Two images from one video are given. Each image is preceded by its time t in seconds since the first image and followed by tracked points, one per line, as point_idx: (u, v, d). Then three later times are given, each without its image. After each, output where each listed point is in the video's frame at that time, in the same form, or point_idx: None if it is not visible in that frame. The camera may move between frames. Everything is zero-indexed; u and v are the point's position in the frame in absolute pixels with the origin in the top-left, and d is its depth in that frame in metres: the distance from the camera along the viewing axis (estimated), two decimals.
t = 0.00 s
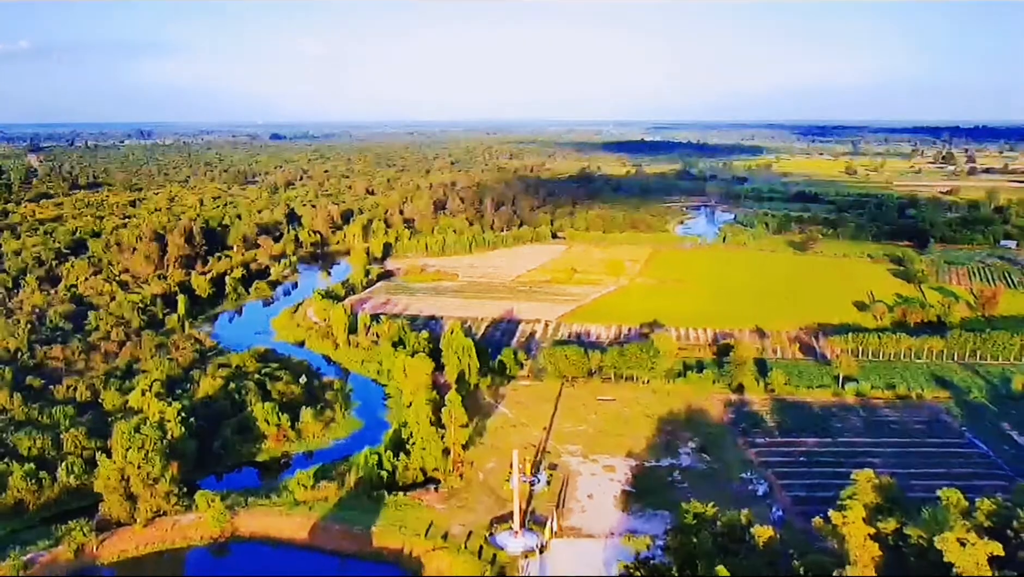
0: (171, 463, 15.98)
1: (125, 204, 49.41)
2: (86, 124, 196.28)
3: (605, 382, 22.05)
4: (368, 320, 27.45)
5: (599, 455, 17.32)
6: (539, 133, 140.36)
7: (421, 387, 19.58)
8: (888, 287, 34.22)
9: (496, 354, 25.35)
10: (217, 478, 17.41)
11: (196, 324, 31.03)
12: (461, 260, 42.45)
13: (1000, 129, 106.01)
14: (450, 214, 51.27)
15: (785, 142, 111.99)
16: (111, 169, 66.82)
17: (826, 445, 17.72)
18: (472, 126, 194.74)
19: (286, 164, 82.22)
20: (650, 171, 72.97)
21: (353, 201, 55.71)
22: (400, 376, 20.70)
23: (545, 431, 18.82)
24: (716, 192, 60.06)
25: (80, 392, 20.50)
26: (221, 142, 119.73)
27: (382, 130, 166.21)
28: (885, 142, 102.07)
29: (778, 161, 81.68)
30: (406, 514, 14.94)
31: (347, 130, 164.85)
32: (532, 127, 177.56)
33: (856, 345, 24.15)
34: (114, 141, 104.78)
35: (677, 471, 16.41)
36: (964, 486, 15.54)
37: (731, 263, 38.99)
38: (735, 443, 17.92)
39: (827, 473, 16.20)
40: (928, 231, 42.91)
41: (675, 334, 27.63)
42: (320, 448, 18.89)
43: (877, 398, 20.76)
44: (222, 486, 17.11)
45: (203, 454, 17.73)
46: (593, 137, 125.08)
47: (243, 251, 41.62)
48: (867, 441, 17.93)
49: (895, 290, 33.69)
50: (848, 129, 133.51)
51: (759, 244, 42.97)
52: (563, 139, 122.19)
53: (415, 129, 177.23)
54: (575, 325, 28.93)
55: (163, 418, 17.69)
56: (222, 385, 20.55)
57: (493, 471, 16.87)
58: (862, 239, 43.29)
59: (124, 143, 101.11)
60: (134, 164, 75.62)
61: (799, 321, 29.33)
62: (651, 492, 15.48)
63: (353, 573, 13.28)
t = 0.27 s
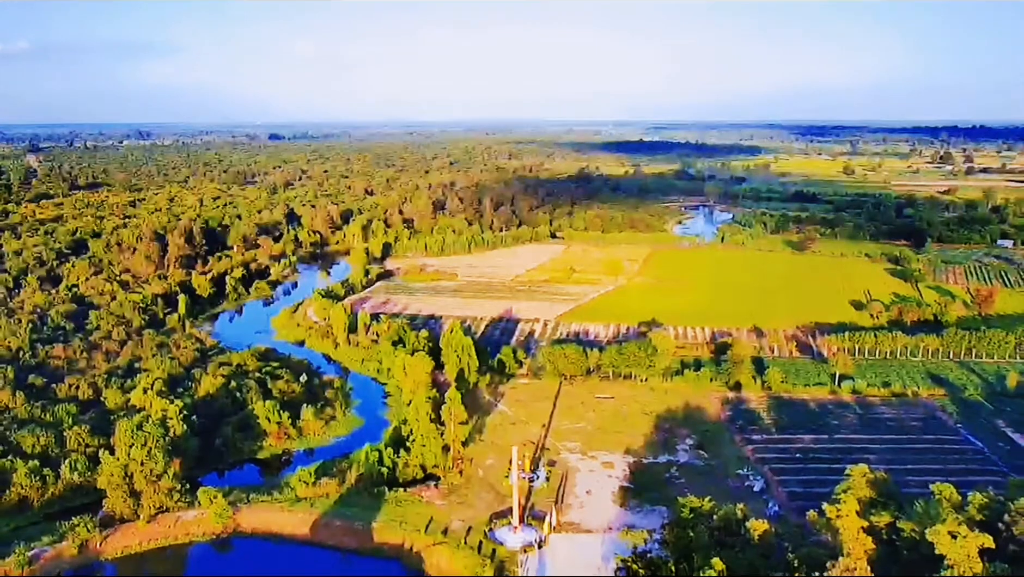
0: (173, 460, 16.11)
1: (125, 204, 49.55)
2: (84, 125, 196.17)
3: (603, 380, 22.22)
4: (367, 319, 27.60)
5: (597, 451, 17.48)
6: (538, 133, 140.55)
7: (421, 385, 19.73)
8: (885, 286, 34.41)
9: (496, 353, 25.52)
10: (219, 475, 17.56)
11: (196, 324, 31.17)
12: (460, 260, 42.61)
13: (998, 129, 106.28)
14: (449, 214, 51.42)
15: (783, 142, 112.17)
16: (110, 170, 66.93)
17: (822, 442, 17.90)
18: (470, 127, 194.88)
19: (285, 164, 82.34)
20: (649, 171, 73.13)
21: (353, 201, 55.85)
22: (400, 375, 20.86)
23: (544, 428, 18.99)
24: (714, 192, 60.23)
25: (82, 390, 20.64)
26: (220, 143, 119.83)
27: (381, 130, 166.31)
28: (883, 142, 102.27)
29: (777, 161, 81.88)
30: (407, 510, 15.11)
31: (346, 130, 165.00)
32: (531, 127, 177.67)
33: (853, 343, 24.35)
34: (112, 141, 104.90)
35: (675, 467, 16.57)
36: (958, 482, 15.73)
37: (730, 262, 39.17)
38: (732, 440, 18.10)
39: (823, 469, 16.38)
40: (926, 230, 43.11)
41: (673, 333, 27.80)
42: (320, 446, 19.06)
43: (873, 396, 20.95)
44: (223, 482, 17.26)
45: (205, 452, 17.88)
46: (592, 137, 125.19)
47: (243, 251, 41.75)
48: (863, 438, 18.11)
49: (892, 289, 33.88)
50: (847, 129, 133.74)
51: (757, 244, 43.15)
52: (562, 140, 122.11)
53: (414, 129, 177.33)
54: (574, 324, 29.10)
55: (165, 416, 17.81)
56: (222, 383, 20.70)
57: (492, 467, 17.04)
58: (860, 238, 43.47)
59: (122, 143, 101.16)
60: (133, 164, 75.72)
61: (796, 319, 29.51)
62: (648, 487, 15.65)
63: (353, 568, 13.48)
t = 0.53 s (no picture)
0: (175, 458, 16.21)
1: (125, 204, 49.66)
2: (83, 125, 196.10)
3: (602, 379, 22.34)
4: (367, 318, 27.71)
5: (596, 449, 17.61)
6: (537, 133, 140.68)
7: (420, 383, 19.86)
8: (883, 285, 34.54)
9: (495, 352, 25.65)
10: (220, 473, 17.68)
11: (197, 323, 31.29)
12: (460, 259, 42.74)
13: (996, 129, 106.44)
14: (448, 214, 51.54)
15: (782, 142, 112.29)
16: (110, 170, 67.02)
17: (820, 440, 18.04)
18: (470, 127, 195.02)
19: (285, 164, 82.45)
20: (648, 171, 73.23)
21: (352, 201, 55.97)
22: (400, 373, 20.98)
23: (543, 426, 19.11)
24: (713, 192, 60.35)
25: (84, 389, 20.76)
26: (219, 143, 120.02)
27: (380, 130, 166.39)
28: (882, 142, 102.41)
29: (776, 161, 82.00)
30: (407, 508, 15.23)
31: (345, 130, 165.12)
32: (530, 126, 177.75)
33: (851, 342, 24.51)
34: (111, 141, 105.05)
35: (673, 465, 16.70)
36: (953, 479, 15.88)
37: (729, 261, 39.29)
38: (730, 438, 18.22)
39: (821, 467, 16.51)
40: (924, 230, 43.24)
41: (672, 332, 27.92)
42: (321, 444, 19.18)
43: (870, 394, 21.08)
44: (224, 480, 17.37)
45: (206, 450, 17.99)
46: (591, 137, 125.30)
47: (243, 251, 41.85)
48: (859, 436, 18.25)
49: (890, 288, 34.02)
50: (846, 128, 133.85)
51: (755, 243, 43.27)
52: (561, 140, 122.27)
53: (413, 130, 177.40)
54: (573, 323, 29.23)
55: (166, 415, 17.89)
56: (224, 382, 20.80)
57: (492, 465, 17.16)
58: (858, 238, 43.59)
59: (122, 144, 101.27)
60: (132, 164, 75.77)
61: (794, 319, 29.65)
62: (647, 485, 15.78)
63: (354, 565, 13.61)
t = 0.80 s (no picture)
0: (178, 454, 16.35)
1: (125, 204, 49.88)
2: (82, 125, 196.28)
3: (601, 376, 22.55)
4: (367, 317, 27.92)
5: (594, 445, 17.83)
6: (536, 133, 140.94)
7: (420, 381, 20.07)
8: (880, 284, 34.77)
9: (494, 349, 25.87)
10: (223, 469, 17.89)
11: (198, 322, 31.49)
12: (459, 259, 42.97)
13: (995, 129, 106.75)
14: (447, 214, 51.76)
15: (781, 142, 112.52)
16: (110, 171, 67.22)
17: (815, 436, 18.26)
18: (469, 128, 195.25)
19: (284, 164, 82.64)
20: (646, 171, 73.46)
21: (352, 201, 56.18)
22: (400, 371, 21.18)
23: (542, 423, 19.33)
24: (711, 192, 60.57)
25: (87, 387, 20.96)
26: (218, 143, 120.32)
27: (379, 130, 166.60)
28: (881, 142, 102.65)
29: (774, 161, 82.25)
30: (408, 502, 15.43)
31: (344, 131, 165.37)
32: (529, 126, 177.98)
33: (847, 340, 24.74)
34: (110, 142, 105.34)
35: (670, 460, 16.92)
36: (946, 474, 16.11)
37: (727, 260, 39.51)
38: (726, 434, 18.44)
39: (816, 462, 16.73)
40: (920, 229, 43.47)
41: (670, 331, 28.14)
42: (322, 440, 19.39)
43: (866, 391, 21.30)
44: (227, 476, 17.59)
45: (209, 446, 18.19)
46: (589, 138, 125.57)
47: (243, 251, 42.05)
48: (854, 432, 18.47)
49: (887, 287, 34.25)
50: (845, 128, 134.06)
51: (753, 243, 43.49)
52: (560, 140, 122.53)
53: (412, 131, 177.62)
54: (572, 322, 29.45)
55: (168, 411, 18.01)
56: (225, 379, 20.99)
57: (491, 461, 17.37)
58: (855, 237, 43.82)
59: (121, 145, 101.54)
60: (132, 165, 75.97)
61: (791, 317, 29.88)
62: (644, 480, 16.00)
63: (356, 559, 13.83)
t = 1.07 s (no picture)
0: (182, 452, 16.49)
1: (126, 204, 50.07)
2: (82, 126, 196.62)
3: (600, 374, 22.71)
4: (368, 316, 28.07)
5: (593, 443, 17.98)
6: (536, 133, 141.08)
7: (421, 379, 20.23)
8: (878, 283, 34.93)
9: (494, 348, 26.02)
10: (226, 466, 18.05)
11: (199, 321, 31.66)
12: (459, 259, 43.13)
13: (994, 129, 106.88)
14: (447, 213, 51.91)
15: (780, 141, 112.65)
16: (111, 171, 67.36)
17: (812, 433, 18.42)
18: (468, 128, 195.39)
19: (284, 165, 82.77)
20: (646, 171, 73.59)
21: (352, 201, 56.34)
22: (401, 369, 21.34)
23: (541, 420, 19.49)
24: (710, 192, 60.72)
25: (90, 385, 21.13)
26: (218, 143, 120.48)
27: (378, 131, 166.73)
28: (880, 142, 102.77)
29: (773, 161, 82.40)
30: (409, 498, 15.59)
31: (344, 131, 165.52)
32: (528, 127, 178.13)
33: (844, 339, 24.90)
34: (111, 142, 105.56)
35: (669, 457, 17.08)
36: (941, 470, 16.29)
37: (726, 260, 39.66)
38: (724, 431, 18.60)
39: (813, 459, 16.90)
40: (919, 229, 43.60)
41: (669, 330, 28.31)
42: (324, 438, 19.55)
43: (863, 388, 21.46)
44: (229, 473, 17.75)
45: (212, 443, 18.34)
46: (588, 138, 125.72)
47: (244, 251, 42.20)
48: (851, 429, 18.64)
49: (885, 286, 34.40)
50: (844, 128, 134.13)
51: (752, 242, 43.65)
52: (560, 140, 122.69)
53: (412, 131, 177.72)
54: (571, 320, 29.60)
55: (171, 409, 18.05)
56: (228, 378, 21.13)
57: (491, 457, 17.52)
58: (853, 236, 43.97)
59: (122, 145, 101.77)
60: (133, 165, 76.08)
61: (789, 316, 30.04)
62: (643, 476, 16.16)
63: (357, 554, 14.00)
